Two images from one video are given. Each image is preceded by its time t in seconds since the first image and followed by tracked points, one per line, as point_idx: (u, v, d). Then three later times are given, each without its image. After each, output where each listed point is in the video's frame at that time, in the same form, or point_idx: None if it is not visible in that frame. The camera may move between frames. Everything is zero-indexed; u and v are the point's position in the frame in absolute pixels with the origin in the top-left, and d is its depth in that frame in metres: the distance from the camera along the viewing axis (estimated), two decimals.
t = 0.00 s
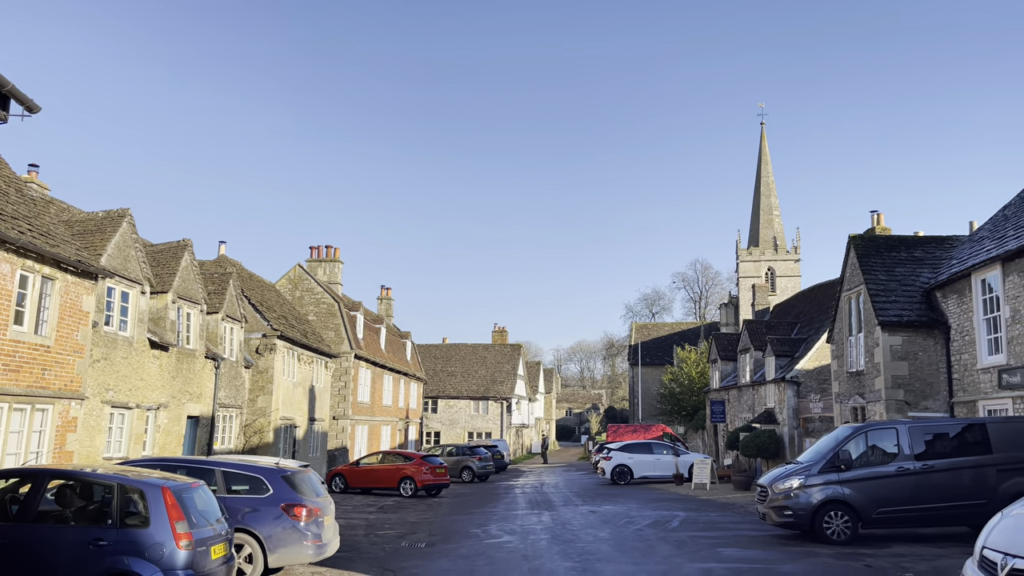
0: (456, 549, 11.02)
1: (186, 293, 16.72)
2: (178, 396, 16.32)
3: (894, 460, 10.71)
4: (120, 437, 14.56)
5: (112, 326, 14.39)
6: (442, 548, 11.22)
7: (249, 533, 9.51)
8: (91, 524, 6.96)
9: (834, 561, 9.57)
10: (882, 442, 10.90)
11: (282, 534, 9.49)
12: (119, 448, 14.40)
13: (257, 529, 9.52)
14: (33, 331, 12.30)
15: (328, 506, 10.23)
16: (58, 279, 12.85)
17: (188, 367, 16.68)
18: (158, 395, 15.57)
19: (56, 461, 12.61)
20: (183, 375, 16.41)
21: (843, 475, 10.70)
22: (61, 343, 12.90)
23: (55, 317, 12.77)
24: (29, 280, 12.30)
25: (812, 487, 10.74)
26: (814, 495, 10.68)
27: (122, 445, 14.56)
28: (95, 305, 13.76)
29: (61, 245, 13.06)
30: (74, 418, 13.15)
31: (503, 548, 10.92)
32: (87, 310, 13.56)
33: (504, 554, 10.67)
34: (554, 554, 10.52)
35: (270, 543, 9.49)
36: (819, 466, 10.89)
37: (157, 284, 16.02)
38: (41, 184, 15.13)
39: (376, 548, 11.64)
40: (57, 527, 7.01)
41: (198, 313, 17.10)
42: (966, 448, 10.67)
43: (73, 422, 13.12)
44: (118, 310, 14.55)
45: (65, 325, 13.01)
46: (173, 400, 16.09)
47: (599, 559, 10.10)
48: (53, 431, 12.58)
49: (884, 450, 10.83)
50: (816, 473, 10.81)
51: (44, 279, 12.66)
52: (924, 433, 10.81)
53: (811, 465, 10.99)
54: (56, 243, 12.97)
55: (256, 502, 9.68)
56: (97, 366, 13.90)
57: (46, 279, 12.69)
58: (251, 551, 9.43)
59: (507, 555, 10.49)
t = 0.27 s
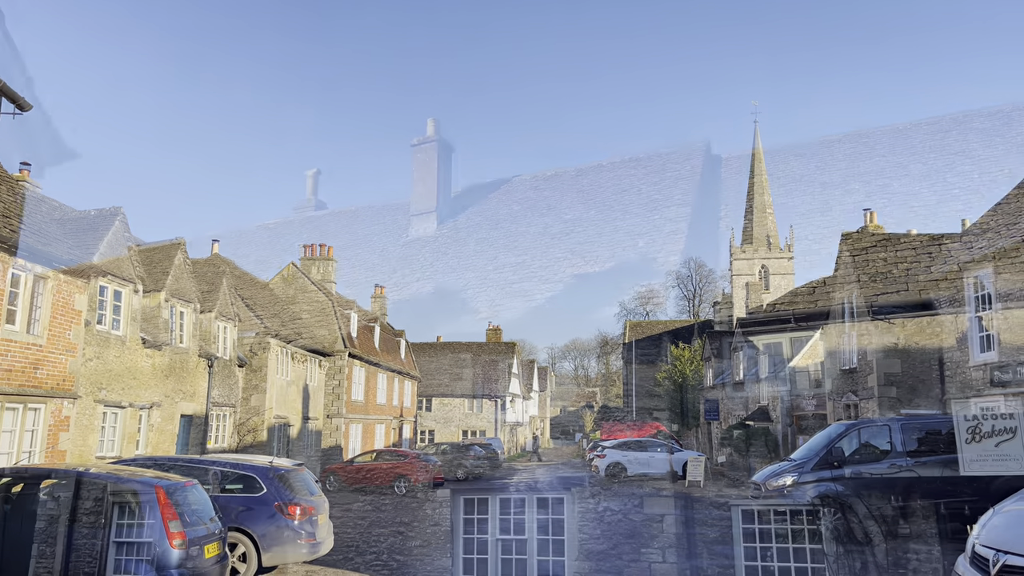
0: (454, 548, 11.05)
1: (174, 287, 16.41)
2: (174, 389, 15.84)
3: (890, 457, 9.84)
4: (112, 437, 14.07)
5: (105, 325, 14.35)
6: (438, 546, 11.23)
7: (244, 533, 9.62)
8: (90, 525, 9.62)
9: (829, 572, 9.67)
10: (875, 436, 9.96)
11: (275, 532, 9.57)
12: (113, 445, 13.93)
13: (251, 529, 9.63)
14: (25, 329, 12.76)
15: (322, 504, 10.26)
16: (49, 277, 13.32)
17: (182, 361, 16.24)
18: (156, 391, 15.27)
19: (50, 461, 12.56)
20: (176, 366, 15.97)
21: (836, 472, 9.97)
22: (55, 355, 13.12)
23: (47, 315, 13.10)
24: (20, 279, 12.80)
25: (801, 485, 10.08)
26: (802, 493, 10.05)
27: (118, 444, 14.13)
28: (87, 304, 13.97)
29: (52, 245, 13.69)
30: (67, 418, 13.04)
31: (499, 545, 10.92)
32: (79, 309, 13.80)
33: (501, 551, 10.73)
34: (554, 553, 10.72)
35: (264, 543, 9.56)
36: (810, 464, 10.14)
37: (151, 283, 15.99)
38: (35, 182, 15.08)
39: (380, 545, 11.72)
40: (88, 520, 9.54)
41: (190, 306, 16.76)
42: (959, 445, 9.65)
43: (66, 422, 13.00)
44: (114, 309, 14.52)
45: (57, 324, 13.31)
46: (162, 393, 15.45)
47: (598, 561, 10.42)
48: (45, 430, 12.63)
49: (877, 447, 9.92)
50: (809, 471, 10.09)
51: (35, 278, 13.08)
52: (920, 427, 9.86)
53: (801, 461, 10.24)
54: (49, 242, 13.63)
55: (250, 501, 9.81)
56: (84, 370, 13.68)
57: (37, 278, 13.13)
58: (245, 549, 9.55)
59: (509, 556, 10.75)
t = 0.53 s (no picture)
0: (455, 548, 10.98)
1: (209, 286, 15.04)
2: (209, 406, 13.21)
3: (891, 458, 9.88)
4: (114, 437, 13.31)
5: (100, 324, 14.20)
6: (439, 545, 11.07)
7: (240, 533, 11.76)
8: (88, 525, 12.24)
9: (829, 571, 9.74)
10: (874, 437, 9.98)
11: (269, 532, 11.64)
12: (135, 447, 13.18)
13: (247, 528, 11.73)
14: (19, 327, 13.55)
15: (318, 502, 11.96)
16: (43, 276, 13.92)
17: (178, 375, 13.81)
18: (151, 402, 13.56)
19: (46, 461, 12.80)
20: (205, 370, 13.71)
21: (831, 470, 10.06)
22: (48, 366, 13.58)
23: (40, 313, 13.84)
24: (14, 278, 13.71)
25: (799, 485, 10.14)
26: (800, 492, 10.11)
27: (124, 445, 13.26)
28: (84, 303, 14.31)
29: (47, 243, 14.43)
30: (63, 418, 13.42)
31: (501, 545, 10.86)
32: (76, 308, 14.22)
33: (504, 549, 10.82)
34: (555, 553, 10.63)
35: (259, 541, 11.64)
36: (806, 462, 10.19)
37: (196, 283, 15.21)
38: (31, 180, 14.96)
39: (378, 545, 11.47)
40: (88, 518, 12.27)
41: (205, 312, 14.50)
42: (958, 444, 9.65)
43: (62, 422, 13.36)
44: (111, 311, 14.39)
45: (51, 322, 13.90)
46: (156, 408, 13.47)
47: (598, 560, 10.40)
48: (39, 430, 13.08)
49: (872, 446, 9.98)
50: (804, 469, 10.16)
51: (30, 277, 13.84)
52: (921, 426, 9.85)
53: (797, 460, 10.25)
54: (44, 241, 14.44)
55: (246, 502, 11.90)
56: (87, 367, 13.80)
57: (32, 277, 13.86)
58: (241, 548, 11.74)
59: (508, 555, 10.80)
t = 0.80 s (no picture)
0: (454, 546, 11.01)
1: (207, 285, 16.06)
2: (209, 407, 13.18)
3: (889, 455, 9.33)
4: (116, 439, 13.67)
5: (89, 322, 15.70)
6: (437, 545, 11.04)
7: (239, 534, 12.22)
8: (87, 523, 13.42)
9: (828, 570, 9.72)
10: (875, 436, 9.76)
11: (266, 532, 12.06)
12: (134, 447, 13.51)
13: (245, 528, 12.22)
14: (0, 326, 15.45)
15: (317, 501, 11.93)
16: None
17: (176, 374, 13.69)
18: (150, 406, 13.68)
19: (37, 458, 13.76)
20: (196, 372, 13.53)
21: (830, 469, 9.94)
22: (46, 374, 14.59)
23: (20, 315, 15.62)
24: None
25: (797, 484, 10.10)
26: (799, 492, 10.07)
27: (126, 445, 13.58)
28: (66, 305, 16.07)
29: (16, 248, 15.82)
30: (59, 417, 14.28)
31: (500, 544, 10.86)
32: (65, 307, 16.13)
33: (502, 548, 10.82)
34: (553, 552, 10.53)
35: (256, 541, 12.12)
36: (804, 460, 10.10)
37: (195, 283, 16.38)
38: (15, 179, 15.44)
39: (377, 544, 11.39)
40: (86, 518, 13.41)
41: (203, 321, 14.69)
42: (957, 443, 8.95)
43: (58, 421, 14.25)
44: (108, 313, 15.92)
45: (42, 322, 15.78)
46: (155, 412, 13.60)
47: (597, 560, 10.18)
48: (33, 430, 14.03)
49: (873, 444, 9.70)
50: (802, 467, 10.10)
51: None
52: (920, 424, 9.66)
53: (795, 459, 10.15)
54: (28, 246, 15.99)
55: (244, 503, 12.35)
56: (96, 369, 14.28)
57: None
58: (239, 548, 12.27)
59: (507, 554, 10.79)
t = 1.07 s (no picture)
0: (452, 544, 11.03)
1: (207, 284, 16.07)
2: (208, 405, 13.07)
3: (888, 453, 9.29)
4: (115, 438, 13.66)
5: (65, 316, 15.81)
6: (435, 543, 11.05)
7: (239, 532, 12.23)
8: (85, 522, 13.54)
9: (826, 568, 9.77)
10: (873, 434, 9.79)
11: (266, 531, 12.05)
12: (134, 446, 13.47)
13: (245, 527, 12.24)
14: None
15: (316, 499, 11.91)
16: None
17: (172, 372, 13.51)
18: (148, 405, 13.57)
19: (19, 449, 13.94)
20: (192, 370, 13.37)
21: (829, 467, 9.94)
22: (43, 372, 14.58)
23: None
24: None
25: (796, 482, 10.10)
26: (797, 490, 10.07)
27: (125, 444, 13.55)
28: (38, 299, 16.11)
29: None
30: (57, 416, 14.37)
31: (499, 542, 10.91)
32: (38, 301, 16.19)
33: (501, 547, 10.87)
34: (553, 551, 10.58)
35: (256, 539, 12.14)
36: (803, 459, 10.10)
37: (194, 281, 16.39)
38: None
39: (377, 542, 11.39)
40: (85, 517, 13.52)
41: (201, 320, 14.61)
42: (956, 442, 8.80)
43: (57, 419, 14.35)
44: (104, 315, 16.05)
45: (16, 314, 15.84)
46: (153, 411, 13.50)
47: (596, 558, 10.19)
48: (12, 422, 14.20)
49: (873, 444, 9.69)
50: (801, 466, 10.10)
51: None
52: (919, 422, 9.69)
53: (794, 457, 10.15)
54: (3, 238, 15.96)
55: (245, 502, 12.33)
56: (92, 368, 14.10)
57: None
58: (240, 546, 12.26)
59: (506, 552, 10.85)
